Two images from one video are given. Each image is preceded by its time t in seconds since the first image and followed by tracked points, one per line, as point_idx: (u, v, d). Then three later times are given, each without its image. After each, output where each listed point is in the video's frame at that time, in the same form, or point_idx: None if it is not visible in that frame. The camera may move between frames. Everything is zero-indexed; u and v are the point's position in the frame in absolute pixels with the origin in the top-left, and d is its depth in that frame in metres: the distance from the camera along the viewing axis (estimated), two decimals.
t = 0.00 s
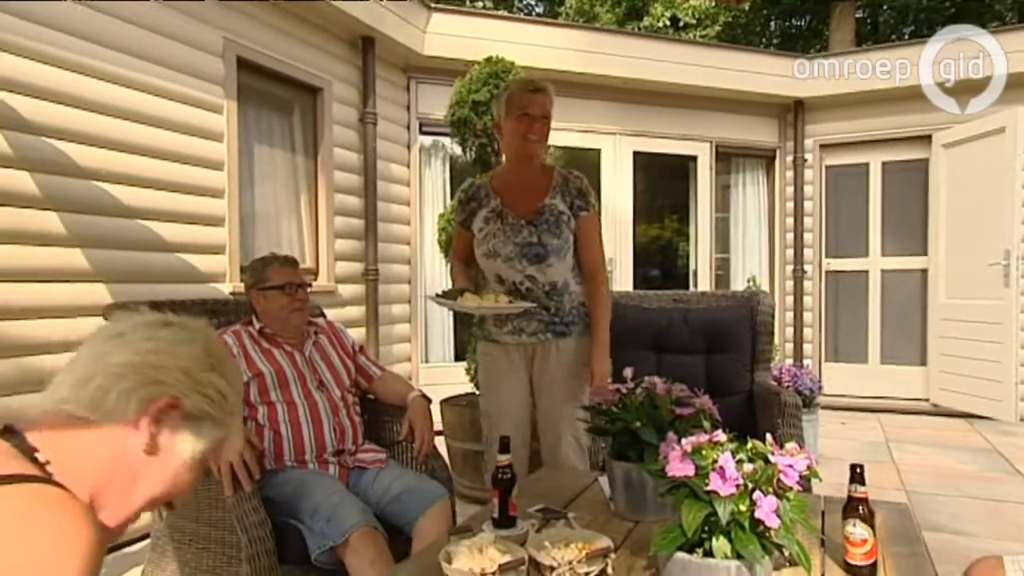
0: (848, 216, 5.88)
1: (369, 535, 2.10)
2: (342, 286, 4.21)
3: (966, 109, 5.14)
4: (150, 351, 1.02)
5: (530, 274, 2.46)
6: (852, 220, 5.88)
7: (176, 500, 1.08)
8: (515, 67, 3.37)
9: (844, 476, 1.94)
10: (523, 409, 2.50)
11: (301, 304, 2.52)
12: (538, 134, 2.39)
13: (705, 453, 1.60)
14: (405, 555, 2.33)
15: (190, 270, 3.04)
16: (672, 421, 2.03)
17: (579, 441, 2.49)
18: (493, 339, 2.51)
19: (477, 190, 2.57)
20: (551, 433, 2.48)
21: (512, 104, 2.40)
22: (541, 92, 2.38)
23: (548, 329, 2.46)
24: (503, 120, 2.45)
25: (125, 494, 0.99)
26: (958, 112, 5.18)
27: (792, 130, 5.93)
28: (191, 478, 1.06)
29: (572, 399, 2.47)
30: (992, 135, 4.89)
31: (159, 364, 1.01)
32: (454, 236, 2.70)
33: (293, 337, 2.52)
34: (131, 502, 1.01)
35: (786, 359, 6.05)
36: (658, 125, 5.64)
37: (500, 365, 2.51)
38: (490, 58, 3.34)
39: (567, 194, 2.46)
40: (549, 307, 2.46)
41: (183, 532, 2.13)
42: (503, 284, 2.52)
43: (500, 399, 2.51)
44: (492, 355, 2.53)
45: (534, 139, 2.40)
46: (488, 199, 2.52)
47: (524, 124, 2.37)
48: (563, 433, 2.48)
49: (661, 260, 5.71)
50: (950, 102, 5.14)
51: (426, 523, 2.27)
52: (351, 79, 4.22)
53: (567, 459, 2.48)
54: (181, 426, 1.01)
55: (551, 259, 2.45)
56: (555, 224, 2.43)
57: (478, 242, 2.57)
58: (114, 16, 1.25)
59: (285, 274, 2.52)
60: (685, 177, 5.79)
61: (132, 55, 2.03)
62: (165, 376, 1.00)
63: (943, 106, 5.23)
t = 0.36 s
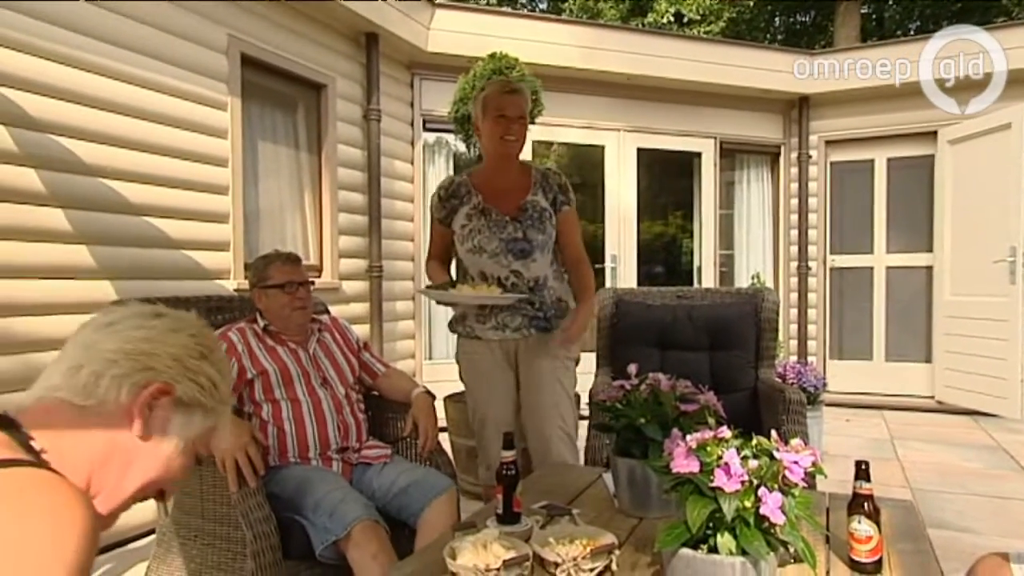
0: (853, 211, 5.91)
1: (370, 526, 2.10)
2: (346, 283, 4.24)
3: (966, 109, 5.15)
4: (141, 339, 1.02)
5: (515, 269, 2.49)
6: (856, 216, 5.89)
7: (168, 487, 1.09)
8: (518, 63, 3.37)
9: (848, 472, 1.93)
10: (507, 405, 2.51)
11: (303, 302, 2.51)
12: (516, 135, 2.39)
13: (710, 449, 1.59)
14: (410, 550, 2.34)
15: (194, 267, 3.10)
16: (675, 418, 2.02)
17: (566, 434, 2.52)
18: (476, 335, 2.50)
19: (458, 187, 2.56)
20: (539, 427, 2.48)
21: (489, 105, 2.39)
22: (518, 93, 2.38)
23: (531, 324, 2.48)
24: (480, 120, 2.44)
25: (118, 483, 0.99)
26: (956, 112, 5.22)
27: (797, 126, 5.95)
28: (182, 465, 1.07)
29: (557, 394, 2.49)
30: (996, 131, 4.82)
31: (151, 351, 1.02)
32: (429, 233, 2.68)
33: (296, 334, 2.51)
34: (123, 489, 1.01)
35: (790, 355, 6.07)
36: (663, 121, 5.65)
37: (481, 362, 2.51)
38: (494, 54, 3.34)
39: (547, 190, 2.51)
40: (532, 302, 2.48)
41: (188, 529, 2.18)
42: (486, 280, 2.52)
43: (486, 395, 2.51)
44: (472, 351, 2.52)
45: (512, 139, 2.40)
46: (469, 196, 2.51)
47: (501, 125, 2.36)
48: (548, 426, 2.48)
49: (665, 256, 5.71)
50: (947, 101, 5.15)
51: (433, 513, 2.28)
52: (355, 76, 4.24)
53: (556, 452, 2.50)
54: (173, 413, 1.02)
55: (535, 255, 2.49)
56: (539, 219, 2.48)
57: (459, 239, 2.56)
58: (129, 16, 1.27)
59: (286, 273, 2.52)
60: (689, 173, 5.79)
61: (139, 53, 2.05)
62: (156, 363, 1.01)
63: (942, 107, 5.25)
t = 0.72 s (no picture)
0: (856, 211, 5.95)
1: (374, 526, 2.09)
2: (349, 282, 4.25)
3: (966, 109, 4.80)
4: None
5: (516, 266, 2.50)
6: (859, 215, 5.94)
7: (84, 415, 1.12)
8: (521, 64, 3.39)
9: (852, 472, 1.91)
10: (508, 404, 2.51)
11: (306, 302, 2.50)
12: (516, 136, 2.37)
13: (713, 448, 1.58)
14: (413, 549, 2.34)
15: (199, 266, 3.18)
16: (679, 417, 2.02)
17: (564, 434, 2.52)
18: (477, 334, 2.50)
19: (457, 185, 2.55)
20: (538, 425, 2.48)
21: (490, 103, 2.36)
22: (519, 92, 2.36)
23: (532, 323, 2.48)
24: (480, 119, 2.41)
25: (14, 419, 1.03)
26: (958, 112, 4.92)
27: (800, 124, 6.01)
28: (87, 388, 1.11)
29: (557, 393, 2.49)
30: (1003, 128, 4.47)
31: None
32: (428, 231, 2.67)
33: (300, 332, 2.51)
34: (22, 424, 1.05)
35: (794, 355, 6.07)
36: (665, 119, 5.66)
37: (482, 362, 2.51)
38: (496, 53, 3.36)
39: (543, 182, 2.53)
40: (533, 300, 2.49)
41: (194, 527, 2.24)
42: (488, 278, 2.53)
43: (486, 393, 2.51)
44: (473, 351, 2.53)
45: (512, 141, 2.38)
46: (469, 195, 2.52)
47: (503, 125, 2.34)
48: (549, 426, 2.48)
49: (667, 255, 5.69)
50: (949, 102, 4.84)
51: (437, 513, 2.28)
52: (358, 75, 4.25)
53: (553, 452, 2.50)
54: (48, 342, 1.03)
55: (537, 250, 2.49)
56: (539, 214, 2.49)
57: (459, 238, 2.56)
58: (132, 16, 1.28)
59: (290, 271, 2.52)
60: (692, 172, 5.80)
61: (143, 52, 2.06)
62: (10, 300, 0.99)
63: (943, 106, 4.99)
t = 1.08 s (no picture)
0: (857, 212, 5.98)
1: (373, 526, 2.09)
2: (350, 282, 4.26)
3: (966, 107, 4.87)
4: None
5: (530, 266, 2.49)
6: (861, 217, 5.96)
7: None
8: (522, 63, 3.39)
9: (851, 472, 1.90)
10: (517, 403, 2.51)
11: (308, 302, 2.50)
12: (537, 139, 2.32)
13: (714, 448, 1.58)
14: (413, 549, 2.34)
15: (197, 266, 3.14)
16: (679, 417, 2.02)
17: (567, 433, 2.54)
18: (490, 332, 2.50)
19: (477, 181, 2.53)
20: (543, 423, 2.50)
21: (510, 106, 2.29)
22: (540, 94, 2.28)
23: (545, 321, 2.48)
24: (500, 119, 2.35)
25: None
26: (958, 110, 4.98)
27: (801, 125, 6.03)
28: None
29: (565, 393, 2.50)
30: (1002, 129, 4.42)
31: None
32: (449, 225, 2.66)
33: (300, 333, 2.51)
34: None
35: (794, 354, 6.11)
36: (666, 118, 5.65)
37: (493, 360, 2.51)
38: (497, 52, 3.37)
39: (561, 185, 2.50)
40: (548, 299, 2.49)
41: (195, 526, 2.24)
42: (503, 275, 2.52)
43: (494, 390, 2.51)
44: (485, 348, 2.52)
45: (531, 143, 2.34)
46: (487, 193, 2.50)
47: (523, 129, 2.29)
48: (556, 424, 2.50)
49: (667, 255, 5.65)
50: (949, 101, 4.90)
51: (438, 510, 2.27)
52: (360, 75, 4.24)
53: (555, 450, 2.52)
54: None
55: (551, 252, 2.49)
56: (556, 217, 2.48)
57: (475, 235, 2.55)
58: (134, 15, 1.31)
59: (292, 272, 2.47)
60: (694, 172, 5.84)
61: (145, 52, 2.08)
62: None
63: (944, 107, 5.05)
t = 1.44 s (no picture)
0: (856, 211, 6.04)
1: (369, 526, 2.08)
2: (350, 282, 4.27)
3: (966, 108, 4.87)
4: None
5: (547, 261, 2.47)
6: (858, 216, 6.06)
7: None
8: (522, 62, 3.37)
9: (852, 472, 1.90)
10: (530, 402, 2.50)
11: (309, 301, 2.50)
12: (556, 141, 2.33)
13: (713, 448, 1.58)
14: (412, 548, 2.34)
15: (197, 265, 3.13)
16: (679, 417, 2.02)
17: (579, 433, 2.54)
18: (506, 329, 2.50)
19: (496, 180, 2.55)
20: (555, 422, 2.50)
21: (530, 108, 2.32)
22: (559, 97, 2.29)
23: (562, 319, 2.47)
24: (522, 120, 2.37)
25: None
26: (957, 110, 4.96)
27: (801, 124, 6.07)
28: None
29: (578, 394, 2.48)
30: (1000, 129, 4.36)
31: None
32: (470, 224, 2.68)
33: (300, 333, 2.51)
34: None
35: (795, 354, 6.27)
36: (665, 118, 5.65)
37: (507, 358, 2.51)
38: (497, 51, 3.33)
39: (577, 183, 2.48)
40: (566, 295, 2.48)
41: (195, 526, 2.25)
42: (520, 271, 2.52)
43: (507, 388, 2.51)
44: (501, 345, 2.52)
45: (550, 145, 2.34)
46: (506, 192, 2.52)
47: (541, 130, 2.30)
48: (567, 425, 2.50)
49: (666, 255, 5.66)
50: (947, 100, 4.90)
51: (438, 506, 2.27)
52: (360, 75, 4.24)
53: (565, 450, 2.52)
54: None
55: (569, 247, 2.47)
56: (572, 211, 2.47)
57: (493, 231, 2.56)
58: (136, 16, 1.32)
59: (292, 272, 2.48)
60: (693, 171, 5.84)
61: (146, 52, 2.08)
62: None
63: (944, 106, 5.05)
